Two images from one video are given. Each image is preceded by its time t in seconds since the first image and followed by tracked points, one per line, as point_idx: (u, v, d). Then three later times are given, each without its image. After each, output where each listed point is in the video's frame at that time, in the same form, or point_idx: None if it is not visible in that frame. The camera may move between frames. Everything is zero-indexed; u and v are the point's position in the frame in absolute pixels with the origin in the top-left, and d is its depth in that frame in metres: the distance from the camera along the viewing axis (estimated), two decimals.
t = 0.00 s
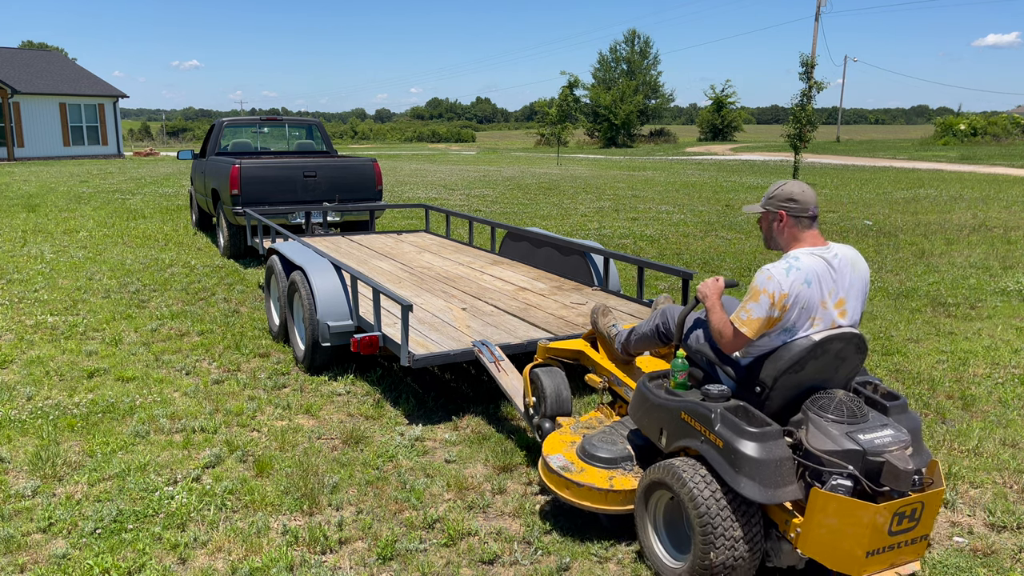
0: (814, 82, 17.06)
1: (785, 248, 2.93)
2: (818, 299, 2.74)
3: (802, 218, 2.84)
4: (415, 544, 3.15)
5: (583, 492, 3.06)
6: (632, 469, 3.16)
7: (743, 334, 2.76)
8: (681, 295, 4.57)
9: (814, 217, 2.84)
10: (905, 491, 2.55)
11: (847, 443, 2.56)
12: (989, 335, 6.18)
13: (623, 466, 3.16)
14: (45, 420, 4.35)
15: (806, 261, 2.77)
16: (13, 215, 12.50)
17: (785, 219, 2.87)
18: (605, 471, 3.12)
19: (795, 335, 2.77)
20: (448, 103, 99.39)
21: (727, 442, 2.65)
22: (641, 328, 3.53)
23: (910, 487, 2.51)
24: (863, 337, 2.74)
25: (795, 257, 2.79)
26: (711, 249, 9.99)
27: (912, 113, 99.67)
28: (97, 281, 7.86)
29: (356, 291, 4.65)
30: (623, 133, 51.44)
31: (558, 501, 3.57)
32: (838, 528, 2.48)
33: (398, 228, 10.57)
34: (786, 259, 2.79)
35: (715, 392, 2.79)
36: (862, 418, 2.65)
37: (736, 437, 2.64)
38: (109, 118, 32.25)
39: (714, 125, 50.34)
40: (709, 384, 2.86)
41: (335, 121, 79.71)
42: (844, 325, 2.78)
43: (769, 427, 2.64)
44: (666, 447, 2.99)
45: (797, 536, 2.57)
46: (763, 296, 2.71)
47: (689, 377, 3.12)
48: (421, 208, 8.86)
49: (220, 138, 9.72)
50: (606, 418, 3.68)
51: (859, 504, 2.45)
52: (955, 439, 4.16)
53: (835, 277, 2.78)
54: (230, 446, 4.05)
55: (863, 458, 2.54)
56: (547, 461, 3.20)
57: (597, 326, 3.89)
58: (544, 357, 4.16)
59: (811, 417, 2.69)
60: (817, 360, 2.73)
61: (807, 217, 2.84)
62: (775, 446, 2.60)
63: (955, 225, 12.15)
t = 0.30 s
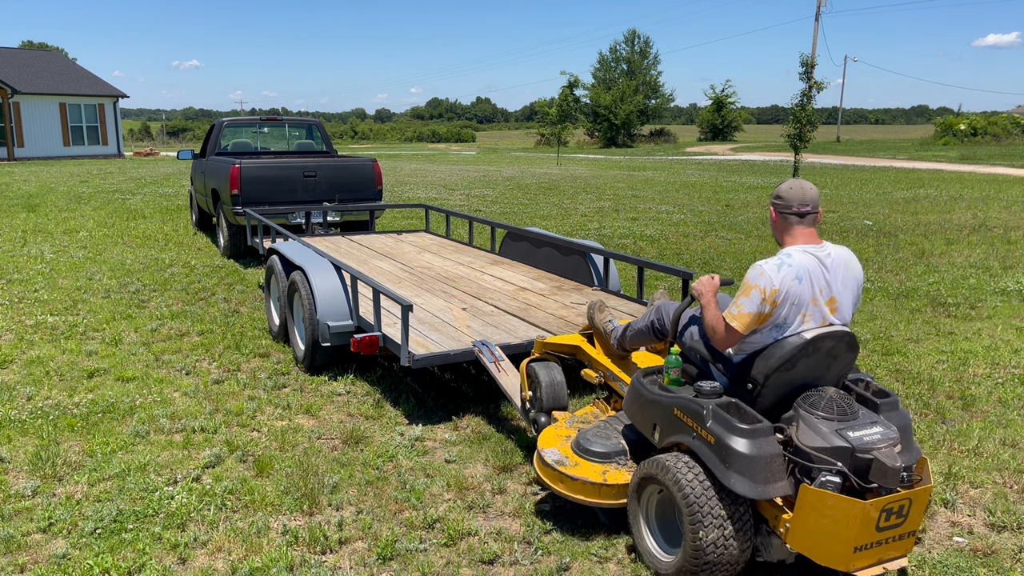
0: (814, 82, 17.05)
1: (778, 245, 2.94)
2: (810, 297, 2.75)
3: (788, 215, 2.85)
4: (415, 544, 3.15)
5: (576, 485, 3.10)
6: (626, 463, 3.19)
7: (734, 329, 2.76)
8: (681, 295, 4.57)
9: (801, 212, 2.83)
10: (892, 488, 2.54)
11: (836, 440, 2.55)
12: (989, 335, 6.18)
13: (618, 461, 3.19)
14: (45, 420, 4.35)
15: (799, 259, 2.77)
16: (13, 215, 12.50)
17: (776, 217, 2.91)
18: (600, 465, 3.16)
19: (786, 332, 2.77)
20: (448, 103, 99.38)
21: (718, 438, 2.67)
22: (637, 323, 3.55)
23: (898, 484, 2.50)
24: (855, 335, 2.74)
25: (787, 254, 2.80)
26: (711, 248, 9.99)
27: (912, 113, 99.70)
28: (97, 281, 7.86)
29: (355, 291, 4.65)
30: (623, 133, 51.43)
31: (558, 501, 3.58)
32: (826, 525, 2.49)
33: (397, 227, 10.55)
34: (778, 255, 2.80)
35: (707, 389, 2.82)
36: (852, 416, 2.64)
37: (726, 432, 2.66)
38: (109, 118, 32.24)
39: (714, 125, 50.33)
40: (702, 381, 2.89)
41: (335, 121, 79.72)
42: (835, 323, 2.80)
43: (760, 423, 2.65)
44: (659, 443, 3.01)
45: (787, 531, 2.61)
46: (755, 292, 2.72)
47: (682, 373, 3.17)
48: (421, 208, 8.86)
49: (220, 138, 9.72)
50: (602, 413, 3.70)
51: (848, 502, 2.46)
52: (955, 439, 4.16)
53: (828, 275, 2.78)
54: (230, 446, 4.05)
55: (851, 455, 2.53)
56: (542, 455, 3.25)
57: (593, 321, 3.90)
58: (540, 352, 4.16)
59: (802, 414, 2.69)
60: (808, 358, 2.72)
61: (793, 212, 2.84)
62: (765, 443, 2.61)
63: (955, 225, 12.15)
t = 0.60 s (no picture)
0: (814, 82, 17.06)
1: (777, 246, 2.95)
2: (804, 295, 2.75)
3: (787, 215, 2.86)
4: (415, 544, 3.15)
5: (571, 480, 3.10)
6: (620, 458, 3.20)
7: (728, 325, 2.76)
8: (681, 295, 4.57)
9: (799, 212, 2.84)
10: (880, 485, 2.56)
11: (826, 438, 2.56)
12: (989, 335, 6.18)
13: (611, 456, 3.20)
14: (45, 420, 4.35)
15: (795, 258, 2.78)
16: (13, 215, 12.50)
17: (776, 217, 2.92)
18: (594, 460, 3.17)
19: (779, 330, 2.78)
20: (447, 103, 99.41)
21: (710, 435, 2.67)
22: (632, 319, 3.53)
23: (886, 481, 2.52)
24: (846, 334, 2.75)
25: (784, 253, 2.80)
26: (711, 248, 9.99)
27: (912, 113, 99.72)
28: (97, 281, 7.86)
29: (355, 292, 4.64)
30: (623, 133, 51.44)
31: (558, 501, 3.58)
32: (814, 521, 2.50)
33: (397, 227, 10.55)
34: (775, 254, 2.80)
35: (699, 385, 2.82)
36: (842, 414, 2.66)
37: (718, 429, 2.66)
38: (109, 118, 32.24)
39: (714, 125, 50.35)
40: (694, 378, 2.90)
41: (334, 121, 79.75)
42: (828, 323, 2.81)
43: (751, 420, 2.65)
44: (652, 438, 3.01)
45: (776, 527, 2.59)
46: (750, 289, 2.72)
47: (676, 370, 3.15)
48: (421, 208, 8.86)
49: (220, 138, 9.72)
50: (597, 408, 3.73)
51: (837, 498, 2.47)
52: (955, 439, 4.16)
53: (823, 276, 2.79)
54: (230, 446, 4.05)
55: (841, 452, 2.54)
56: (537, 449, 3.26)
57: (589, 317, 3.90)
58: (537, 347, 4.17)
59: (793, 412, 2.70)
60: (800, 357, 2.73)
61: (792, 212, 2.85)
62: (756, 440, 2.61)
63: (955, 225, 12.16)
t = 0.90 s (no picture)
0: (814, 82, 17.06)
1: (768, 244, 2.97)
2: (793, 296, 2.78)
3: (779, 215, 2.87)
4: (415, 544, 3.15)
5: (562, 472, 3.13)
6: (611, 450, 3.22)
7: (718, 324, 2.80)
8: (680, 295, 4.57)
9: (791, 213, 2.85)
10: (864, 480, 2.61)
11: (811, 434, 2.61)
12: (989, 335, 6.19)
13: (603, 449, 3.22)
14: (45, 420, 4.35)
15: (785, 259, 2.80)
16: (13, 215, 12.50)
17: (767, 216, 2.93)
18: (585, 453, 3.20)
19: (768, 329, 2.81)
20: (447, 103, 99.44)
21: (698, 431, 2.72)
22: (625, 314, 3.57)
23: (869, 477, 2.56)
24: (834, 333, 2.79)
25: (774, 253, 2.83)
26: (711, 248, 9.99)
27: (912, 113, 99.69)
28: (97, 281, 7.86)
29: (355, 292, 4.65)
30: (623, 133, 51.44)
31: (557, 500, 3.58)
32: (799, 516, 2.55)
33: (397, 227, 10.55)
34: (766, 254, 2.82)
35: (688, 380, 2.84)
36: (828, 410, 2.70)
37: (705, 425, 2.71)
38: (109, 118, 32.24)
39: (714, 125, 50.36)
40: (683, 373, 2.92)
41: (335, 121, 79.75)
42: (817, 322, 2.83)
43: (739, 416, 2.70)
44: (641, 432, 3.05)
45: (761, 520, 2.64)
46: (740, 289, 2.74)
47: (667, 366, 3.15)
48: (421, 208, 8.85)
49: (220, 138, 9.72)
50: (589, 401, 3.74)
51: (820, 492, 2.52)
52: (955, 439, 4.16)
53: (813, 276, 2.82)
54: (230, 446, 4.05)
55: (825, 448, 2.59)
56: (529, 442, 3.29)
57: (583, 311, 3.93)
58: (530, 340, 4.16)
59: (779, 408, 2.75)
60: (787, 355, 2.77)
61: (784, 212, 2.86)
62: (743, 435, 2.67)
63: (955, 225, 12.17)
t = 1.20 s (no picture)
0: (814, 82, 17.08)
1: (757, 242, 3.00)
2: (780, 293, 2.81)
3: (767, 214, 2.91)
4: (415, 544, 3.15)
5: (553, 464, 3.20)
6: (602, 444, 3.29)
7: (706, 321, 2.83)
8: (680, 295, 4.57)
9: (779, 212, 2.89)
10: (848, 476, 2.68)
11: (796, 430, 2.70)
12: (989, 335, 6.18)
13: (593, 441, 3.30)
14: (45, 420, 4.35)
15: (772, 257, 2.84)
16: (13, 215, 12.50)
17: (755, 215, 2.96)
18: (576, 445, 3.26)
19: (755, 327, 2.85)
20: (447, 103, 99.47)
21: (685, 425, 2.79)
22: (616, 310, 3.56)
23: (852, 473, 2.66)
24: (820, 330, 2.82)
25: (761, 252, 2.86)
26: (711, 249, 9.99)
27: (912, 113, 99.69)
28: (97, 281, 7.86)
29: (355, 292, 4.64)
30: (623, 133, 51.43)
31: (557, 500, 3.59)
32: (782, 510, 2.63)
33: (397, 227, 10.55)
34: (753, 252, 2.86)
35: (677, 376, 2.92)
36: (813, 406, 2.79)
37: (693, 420, 2.78)
38: (109, 119, 32.23)
39: (714, 125, 50.34)
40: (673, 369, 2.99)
41: (335, 121, 79.77)
42: (804, 319, 2.87)
43: (726, 412, 2.77)
44: (631, 426, 3.11)
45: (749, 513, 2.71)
46: (727, 286, 2.78)
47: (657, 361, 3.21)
48: (421, 208, 8.85)
49: (220, 138, 9.72)
50: (582, 393, 3.80)
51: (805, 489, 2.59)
52: (956, 439, 4.16)
53: (799, 274, 2.85)
54: (230, 446, 4.05)
55: (809, 444, 2.68)
56: (522, 434, 3.35)
57: (576, 305, 3.96)
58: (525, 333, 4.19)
59: (766, 403, 2.82)
60: (775, 352, 2.80)
61: (772, 212, 2.90)
62: (729, 430, 2.74)
63: (955, 225, 12.16)
